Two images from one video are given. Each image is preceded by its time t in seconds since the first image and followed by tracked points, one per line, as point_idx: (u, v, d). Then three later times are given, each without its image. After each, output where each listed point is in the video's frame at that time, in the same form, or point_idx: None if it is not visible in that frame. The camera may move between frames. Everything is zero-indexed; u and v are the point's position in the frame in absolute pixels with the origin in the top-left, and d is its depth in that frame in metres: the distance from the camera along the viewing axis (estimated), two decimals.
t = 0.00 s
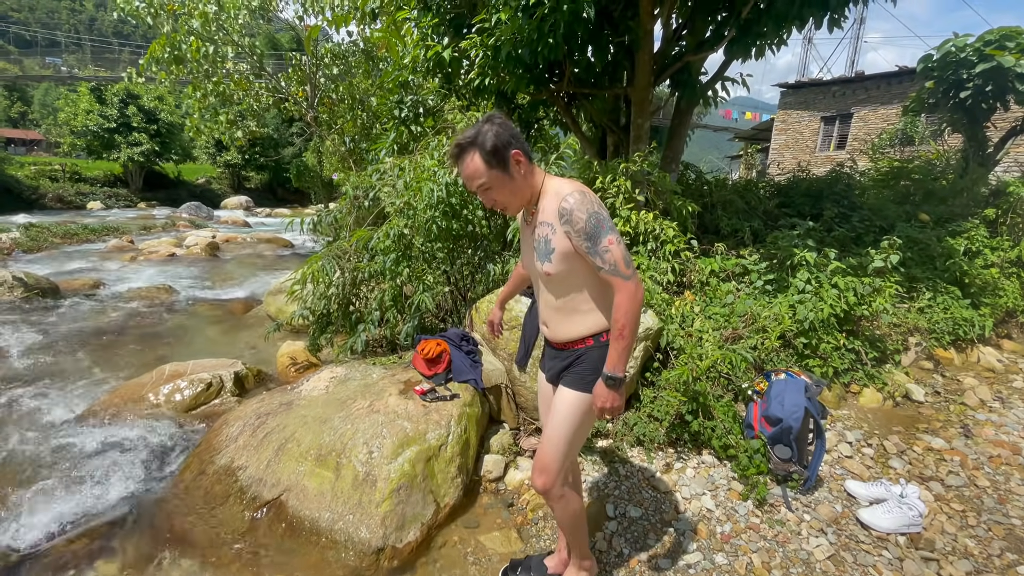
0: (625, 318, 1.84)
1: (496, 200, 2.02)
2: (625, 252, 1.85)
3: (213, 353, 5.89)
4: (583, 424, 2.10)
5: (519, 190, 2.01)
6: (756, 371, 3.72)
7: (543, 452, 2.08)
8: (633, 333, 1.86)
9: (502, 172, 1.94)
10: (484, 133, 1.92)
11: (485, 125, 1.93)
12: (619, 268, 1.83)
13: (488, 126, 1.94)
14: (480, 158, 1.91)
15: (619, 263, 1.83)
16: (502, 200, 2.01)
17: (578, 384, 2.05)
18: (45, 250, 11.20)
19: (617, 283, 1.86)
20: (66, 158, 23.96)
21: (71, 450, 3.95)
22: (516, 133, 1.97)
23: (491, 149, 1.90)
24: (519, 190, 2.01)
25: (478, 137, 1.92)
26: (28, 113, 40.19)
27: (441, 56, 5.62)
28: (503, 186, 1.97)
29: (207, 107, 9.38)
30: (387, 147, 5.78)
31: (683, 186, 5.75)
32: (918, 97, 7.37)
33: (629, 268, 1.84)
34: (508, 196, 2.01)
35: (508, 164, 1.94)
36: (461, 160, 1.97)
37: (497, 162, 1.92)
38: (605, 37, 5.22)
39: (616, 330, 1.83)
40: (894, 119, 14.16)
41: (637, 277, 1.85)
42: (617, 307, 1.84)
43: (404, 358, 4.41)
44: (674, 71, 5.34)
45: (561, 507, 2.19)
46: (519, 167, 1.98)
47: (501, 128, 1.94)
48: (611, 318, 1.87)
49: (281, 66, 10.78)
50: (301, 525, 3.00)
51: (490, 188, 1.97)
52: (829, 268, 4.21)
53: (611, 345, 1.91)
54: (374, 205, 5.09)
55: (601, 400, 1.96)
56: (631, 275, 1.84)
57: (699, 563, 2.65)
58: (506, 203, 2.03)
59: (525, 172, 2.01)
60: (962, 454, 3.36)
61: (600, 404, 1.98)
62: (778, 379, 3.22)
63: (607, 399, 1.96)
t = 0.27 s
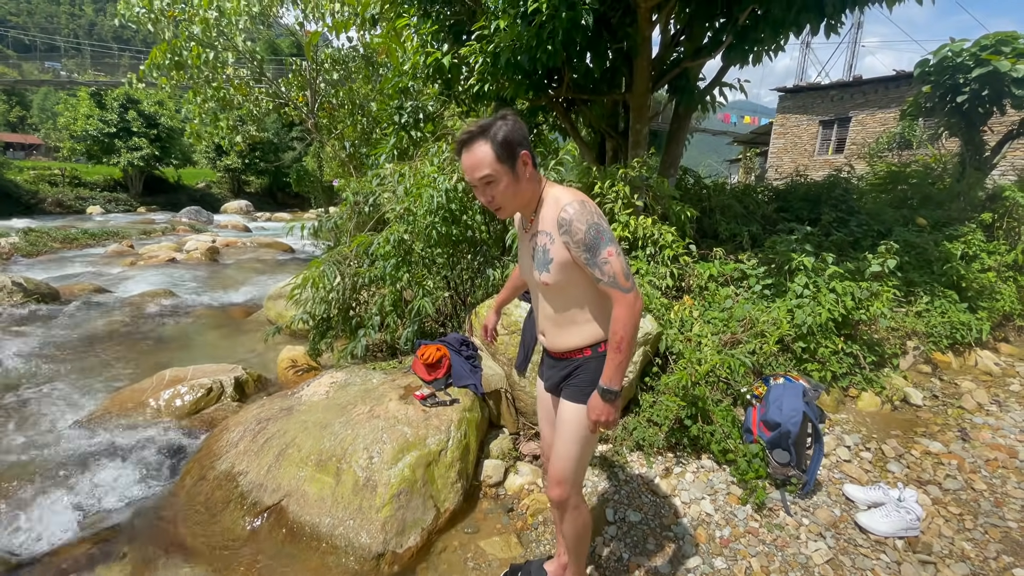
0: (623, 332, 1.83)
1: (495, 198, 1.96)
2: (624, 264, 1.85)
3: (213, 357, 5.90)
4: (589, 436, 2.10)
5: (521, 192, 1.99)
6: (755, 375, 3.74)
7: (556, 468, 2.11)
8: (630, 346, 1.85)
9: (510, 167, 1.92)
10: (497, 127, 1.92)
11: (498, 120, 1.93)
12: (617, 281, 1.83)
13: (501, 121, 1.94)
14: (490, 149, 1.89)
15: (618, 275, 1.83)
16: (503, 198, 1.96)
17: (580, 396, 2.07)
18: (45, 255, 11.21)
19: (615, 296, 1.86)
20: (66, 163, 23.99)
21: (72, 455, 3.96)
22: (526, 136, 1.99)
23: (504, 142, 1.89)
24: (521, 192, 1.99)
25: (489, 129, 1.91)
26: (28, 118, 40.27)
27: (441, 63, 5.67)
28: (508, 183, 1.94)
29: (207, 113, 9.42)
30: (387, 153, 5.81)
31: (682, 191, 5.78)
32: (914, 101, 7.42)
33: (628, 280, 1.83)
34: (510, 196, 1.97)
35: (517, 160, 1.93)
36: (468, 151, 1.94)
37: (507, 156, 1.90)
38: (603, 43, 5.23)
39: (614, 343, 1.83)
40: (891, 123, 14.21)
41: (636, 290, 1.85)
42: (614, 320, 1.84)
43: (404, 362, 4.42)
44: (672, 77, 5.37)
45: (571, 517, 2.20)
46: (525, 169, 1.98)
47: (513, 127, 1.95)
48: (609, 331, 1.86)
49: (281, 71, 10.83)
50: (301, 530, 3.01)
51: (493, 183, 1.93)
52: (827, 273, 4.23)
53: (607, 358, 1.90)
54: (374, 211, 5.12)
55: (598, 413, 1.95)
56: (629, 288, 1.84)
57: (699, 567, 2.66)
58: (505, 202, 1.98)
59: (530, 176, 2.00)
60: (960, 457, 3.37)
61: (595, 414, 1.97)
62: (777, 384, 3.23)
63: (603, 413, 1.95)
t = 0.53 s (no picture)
0: (624, 348, 1.83)
1: (497, 203, 1.95)
2: (628, 279, 1.85)
3: (213, 362, 5.92)
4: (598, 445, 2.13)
5: (524, 200, 2.00)
6: (754, 378, 3.76)
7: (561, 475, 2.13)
8: (632, 364, 1.85)
9: (514, 174, 1.92)
10: (501, 133, 1.91)
11: (503, 126, 1.93)
12: (620, 296, 1.84)
13: (504, 126, 1.94)
14: (493, 158, 1.88)
15: (620, 291, 1.83)
16: (508, 205, 1.97)
17: (585, 406, 2.09)
18: (45, 260, 11.23)
19: (617, 311, 1.86)
20: (66, 168, 24.05)
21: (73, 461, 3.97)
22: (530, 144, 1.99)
23: (509, 148, 1.89)
24: (524, 200, 2.00)
25: (493, 134, 1.91)
26: (28, 123, 40.35)
27: (441, 69, 5.73)
28: (512, 190, 1.94)
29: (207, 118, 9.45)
30: (387, 158, 5.84)
31: (681, 195, 5.80)
32: (911, 105, 7.46)
33: (631, 297, 1.84)
34: (513, 203, 1.97)
35: (521, 167, 1.93)
36: (469, 156, 1.93)
37: (511, 163, 1.90)
38: (602, 48, 5.21)
39: (614, 361, 1.82)
40: (889, 126, 14.26)
41: (639, 306, 1.85)
42: (616, 336, 1.84)
43: (404, 367, 4.44)
44: (670, 82, 5.42)
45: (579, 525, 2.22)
46: (530, 176, 1.99)
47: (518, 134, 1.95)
48: (610, 347, 1.86)
49: (281, 76, 10.87)
50: (302, 534, 3.03)
51: (496, 188, 1.92)
52: (824, 276, 4.26)
53: (607, 375, 1.90)
54: (374, 216, 5.14)
55: (597, 432, 1.95)
56: (633, 303, 1.84)
57: (698, 570, 2.67)
58: (509, 210, 1.98)
59: (534, 183, 2.01)
60: (957, 459, 3.38)
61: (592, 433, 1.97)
62: (775, 388, 3.23)
63: (600, 431, 1.95)
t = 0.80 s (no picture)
0: (634, 365, 1.83)
1: (509, 228, 2.02)
2: (640, 294, 1.86)
3: (213, 365, 5.92)
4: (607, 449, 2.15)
5: (532, 216, 2.01)
6: (752, 380, 3.77)
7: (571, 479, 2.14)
8: (642, 380, 1.86)
9: (516, 198, 1.92)
10: (493, 161, 1.89)
11: (495, 152, 1.90)
12: (632, 312, 1.84)
13: (497, 153, 1.90)
14: (492, 189, 1.89)
15: (632, 306, 1.84)
16: (517, 227, 2.02)
17: (591, 413, 2.10)
18: (44, 263, 11.23)
19: (628, 325, 1.87)
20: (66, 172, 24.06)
21: (72, 464, 3.96)
22: (531, 159, 1.96)
23: (505, 177, 1.87)
24: (533, 215, 2.01)
25: (487, 168, 1.89)
26: (28, 127, 40.38)
27: (440, 72, 5.75)
28: (519, 211, 1.97)
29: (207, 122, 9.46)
30: (386, 161, 5.86)
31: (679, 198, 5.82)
32: (909, 108, 7.49)
33: (642, 313, 1.85)
34: (523, 223, 2.01)
35: (523, 189, 1.92)
36: (469, 191, 1.95)
37: (511, 189, 1.90)
38: (600, 52, 5.22)
39: (624, 379, 1.82)
40: (887, 129, 14.30)
41: (649, 321, 1.86)
42: (625, 353, 1.85)
43: (404, 369, 4.45)
44: (668, 86, 5.47)
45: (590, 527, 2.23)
46: (533, 192, 1.97)
47: (515, 154, 1.92)
48: (619, 363, 1.86)
49: (281, 80, 10.90)
50: (302, 537, 3.03)
51: (503, 217, 1.98)
52: (822, 278, 4.27)
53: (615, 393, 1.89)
54: (373, 219, 5.16)
55: (602, 454, 1.92)
56: (644, 319, 1.85)
57: (697, 572, 2.68)
58: (519, 228, 2.02)
59: (539, 197, 1.99)
60: (955, 461, 3.39)
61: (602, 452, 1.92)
62: (774, 389, 3.25)
63: (610, 451, 1.91)
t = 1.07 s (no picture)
0: (647, 358, 1.86)
1: (519, 224, 2.01)
2: (651, 288, 1.88)
3: (211, 367, 5.92)
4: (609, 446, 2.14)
5: (543, 211, 2.00)
6: (751, 380, 3.77)
7: (575, 479, 2.12)
8: (654, 373, 1.89)
9: (527, 192, 1.92)
10: (505, 155, 1.88)
11: (507, 146, 1.89)
12: (645, 306, 1.86)
13: (509, 147, 1.89)
14: (503, 184, 1.88)
15: (645, 300, 1.86)
16: (527, 222, 2.00)
17: (593, 411, 2.10)
18: (43, 266, 11.23)
19: (639, 320, 1.89)
20: (65, 175, 24.08)
21: (69, 466, 3.95)
22: (542, 153, 1.96)
23: (518, 171, 1.87)
24: (544, 211, 2.00)
25: (499, 162, 1.88)
26: (28, 130, 40.43)
27: (438, 74, 5.77)
28: (531, 207, 1.96)
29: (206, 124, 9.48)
30: (385, 162, 5.87)
31: (678, 199, 5.83)
32: (906, 109, 7.51)
33: (655, 306, 1.87)
34: (533, 219, 2.00)
35: (535, 184, 1.92)
36: (481, 186, 1.93)
37: (523, 183, 1.89)
38: (598, 53, 5.23)
39: (637, 373, 1.85)
40: (885, 130, 14.32)
41: (661, 315, 1.89)
42: (637, 348, 1.87)
43: (403, 370, 4.45)
44: (665, 87, 5.48)
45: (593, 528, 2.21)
46: (544, 187, 1.96)
47: (528, 148, 1.91)
48: (632, 357, 1.88)
49: (280, 82, 10.92)
50: (300, 538, 3.02)
51: (514, 212, 1.97)
52: (820, 279, 4.27)
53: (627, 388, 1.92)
54: (372, 220, 5.16)
55: (618, 448, 1.93)
56: (656, 313, 1.88)
57: (697, 572, 2.66)
58: (530, 224, 2.01)
59: (550, 192, 1.99)
60: (955, 461, 3.39)
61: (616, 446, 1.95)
62: (772, 389, 3.25)
63: (625, 444, 1.94)
